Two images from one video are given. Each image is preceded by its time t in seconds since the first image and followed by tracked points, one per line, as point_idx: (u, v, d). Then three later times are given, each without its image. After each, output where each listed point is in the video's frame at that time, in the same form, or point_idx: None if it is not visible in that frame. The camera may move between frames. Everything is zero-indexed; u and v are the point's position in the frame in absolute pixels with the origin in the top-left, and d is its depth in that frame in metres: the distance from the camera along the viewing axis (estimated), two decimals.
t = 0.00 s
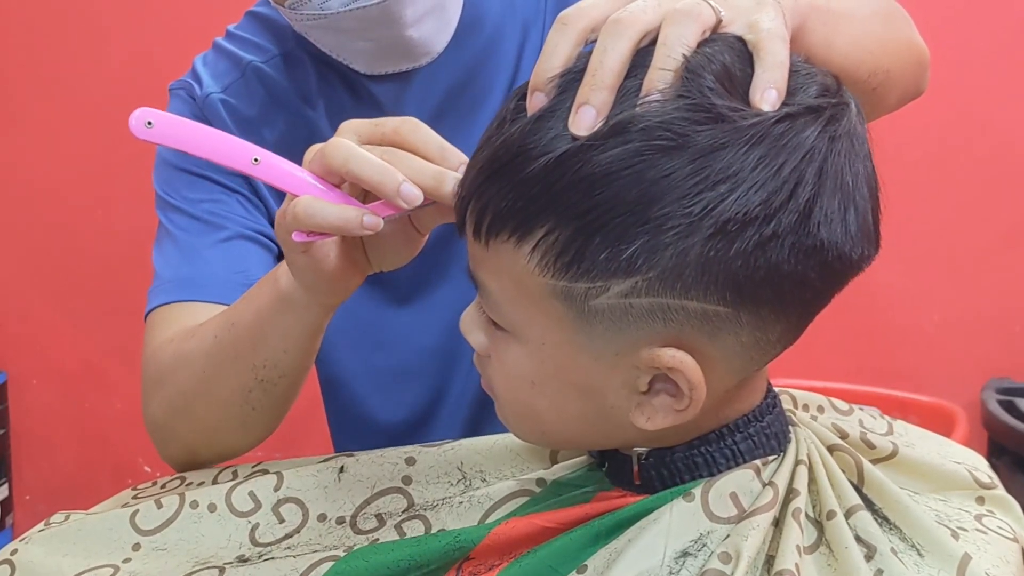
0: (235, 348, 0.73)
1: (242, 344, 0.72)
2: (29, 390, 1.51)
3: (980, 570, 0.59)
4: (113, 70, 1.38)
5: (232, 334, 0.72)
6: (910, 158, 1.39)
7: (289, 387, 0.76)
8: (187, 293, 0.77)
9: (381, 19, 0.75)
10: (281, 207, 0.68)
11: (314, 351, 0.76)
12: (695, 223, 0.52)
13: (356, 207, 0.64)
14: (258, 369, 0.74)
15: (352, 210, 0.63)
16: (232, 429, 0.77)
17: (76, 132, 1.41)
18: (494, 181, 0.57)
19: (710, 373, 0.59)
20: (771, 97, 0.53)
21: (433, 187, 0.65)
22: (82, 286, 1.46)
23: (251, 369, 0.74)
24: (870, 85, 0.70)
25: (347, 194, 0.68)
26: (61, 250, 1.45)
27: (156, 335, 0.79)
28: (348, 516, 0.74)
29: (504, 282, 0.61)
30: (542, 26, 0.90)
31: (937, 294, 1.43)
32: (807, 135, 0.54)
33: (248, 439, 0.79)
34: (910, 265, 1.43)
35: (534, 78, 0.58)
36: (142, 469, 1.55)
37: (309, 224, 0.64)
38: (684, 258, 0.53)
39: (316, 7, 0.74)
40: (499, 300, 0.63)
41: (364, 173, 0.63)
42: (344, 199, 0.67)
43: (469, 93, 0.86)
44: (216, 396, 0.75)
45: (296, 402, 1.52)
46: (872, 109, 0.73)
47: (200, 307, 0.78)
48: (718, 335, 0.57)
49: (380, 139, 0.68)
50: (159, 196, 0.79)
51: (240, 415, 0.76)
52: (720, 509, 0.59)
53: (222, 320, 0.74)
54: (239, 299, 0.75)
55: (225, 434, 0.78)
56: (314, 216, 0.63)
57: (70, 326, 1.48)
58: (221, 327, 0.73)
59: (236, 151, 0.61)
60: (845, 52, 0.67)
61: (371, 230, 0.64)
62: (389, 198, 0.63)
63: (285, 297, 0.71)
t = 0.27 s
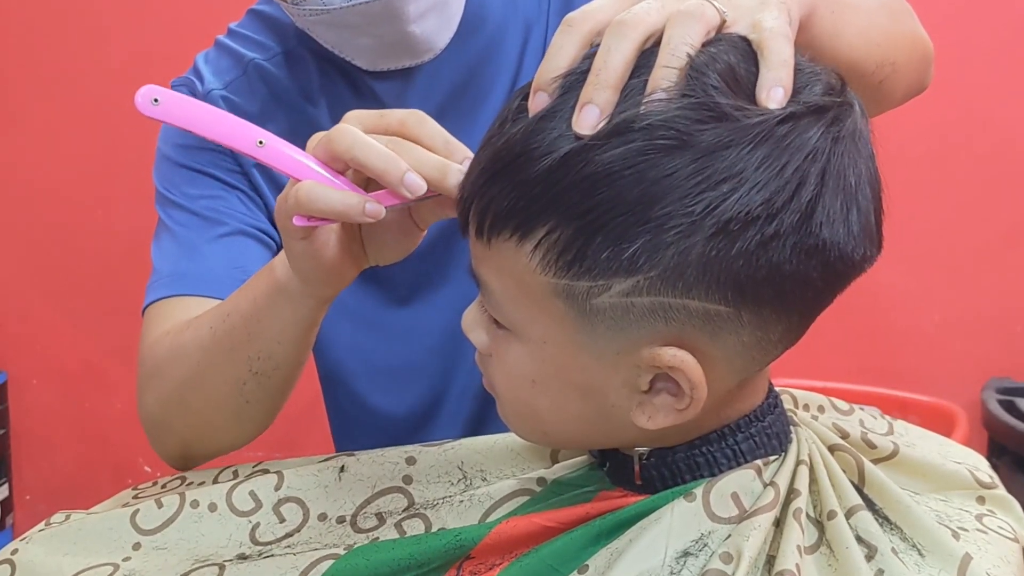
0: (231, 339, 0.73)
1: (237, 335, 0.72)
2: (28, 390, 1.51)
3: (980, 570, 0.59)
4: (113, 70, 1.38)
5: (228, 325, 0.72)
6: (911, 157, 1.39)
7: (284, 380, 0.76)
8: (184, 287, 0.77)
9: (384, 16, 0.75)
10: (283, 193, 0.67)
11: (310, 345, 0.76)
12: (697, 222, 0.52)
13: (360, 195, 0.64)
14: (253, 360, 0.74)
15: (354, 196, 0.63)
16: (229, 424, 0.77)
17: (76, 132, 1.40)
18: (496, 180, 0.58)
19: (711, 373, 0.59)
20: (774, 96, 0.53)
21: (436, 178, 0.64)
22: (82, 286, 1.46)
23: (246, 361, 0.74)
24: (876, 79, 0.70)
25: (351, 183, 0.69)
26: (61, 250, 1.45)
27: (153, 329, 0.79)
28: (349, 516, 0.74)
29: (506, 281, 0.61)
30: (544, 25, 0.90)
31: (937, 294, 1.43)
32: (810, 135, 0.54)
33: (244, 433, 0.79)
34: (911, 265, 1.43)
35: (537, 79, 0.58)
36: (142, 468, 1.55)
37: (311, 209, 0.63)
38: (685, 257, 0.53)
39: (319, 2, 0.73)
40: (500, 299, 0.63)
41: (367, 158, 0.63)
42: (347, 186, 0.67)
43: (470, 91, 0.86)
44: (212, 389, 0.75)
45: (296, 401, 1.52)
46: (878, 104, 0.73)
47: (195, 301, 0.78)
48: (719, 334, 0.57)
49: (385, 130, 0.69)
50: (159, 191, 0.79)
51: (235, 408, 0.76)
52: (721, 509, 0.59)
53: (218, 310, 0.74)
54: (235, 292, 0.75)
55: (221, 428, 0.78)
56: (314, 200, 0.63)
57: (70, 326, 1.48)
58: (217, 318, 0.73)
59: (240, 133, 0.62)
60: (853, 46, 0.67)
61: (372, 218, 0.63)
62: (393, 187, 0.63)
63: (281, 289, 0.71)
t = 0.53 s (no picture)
0: (228, 331, 0.72)
1: (233, 329, 0.72)
2: (29, 390, 1.51)
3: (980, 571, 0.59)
4: (113, 69, 1.38)
5: (226, 317, 0.72)
6: (911, 157, 1.39)
7: (281, 375, 0.75)
8: (181, 282, 0.77)
9: (386, 13, 0.75)
10: (285, 185, 0.67)
11: (308, 341, 0.75)
12: (695, 223, 0.52)
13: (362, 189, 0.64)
14: (250, 354, 0.73)
15: (356, 191, 0.63)
16: (230, 421, 0.77)
17: (76, 132, 1.41)
18: (494, 180, 0.58)
19: (710, 374, 0.59)
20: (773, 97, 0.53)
21: (437, 177, 0.65)
22: (82, 286, 1.46)
23: (243, 354, 0.73)
24: (876, 82, 0.70)
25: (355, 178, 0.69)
26: (62, 250, 1.45)
27: (149, 324, 0.78)
28: (349, 517, 0.74)
29: (504, 282, 0.61)
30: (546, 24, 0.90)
31: (936, 294, 1.43)
32: (809, 137, 0.54)
33: (239, 428, 0.78)
34: (911, 265, 1.43)
35: (536, 78, 0.58)
36: (142, 468, 1.55)
37: (313, 199, 0.64)
38: (683, 258, 0.53)
39: None
40: (499, 299, 0.63)
41: (370, 154, 0.63)
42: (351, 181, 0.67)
43: (470, 92, 0.86)
44: (208, 383, 0.75)
45: (296, 401, 1.52)
46: (877, 108, 0.73)
47: (192, 297, 0.77)
48: (718, 336, 0.57)
49: (393, 128, 0.69)
50: (158, 187, 0.79)
51: (231, 403, 0.76)
52: (720, 510, 0.59)
53: (217, 304, 0.74)
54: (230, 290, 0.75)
55: (216, 423, 0.77)
56: (314, 192, 0.63)
57: (70, 326, 1.48)
58: (216, 311, 0.73)
59: (249, 124, 0.62)
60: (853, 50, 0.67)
61: (373, 214, 0.63)
62: (395, 183, 0.63)
63: (279, 283, 0.71)
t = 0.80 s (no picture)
0: (229, 330, 0.72)
1: (234, 328, 0.72)
2: (28, 390, 1.51)
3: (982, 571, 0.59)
4: (113, 69, 1.38)
5: (228, 316, 0.72)
6: (911, 157, 1.39)
7: (280, 375, 0.75)
8: (181, 282, 0.77)
9: (388, 12, 0.75)
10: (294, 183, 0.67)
11: (308, 340, 0.75)
12: (698, 223, 0.52)
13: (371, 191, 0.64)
14: (250, 353, 0.73)
15: (365, 192, 0.63)
16: (230, 420, 0.77)
17: (76, 132, 1.40)
18: (497, 179, 0.57)
19: (712, 375, 0.59)
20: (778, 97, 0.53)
21: (444, 178, 0.65)
22: (81, 286, 1.46)
23: (243, 353, 0.73)
24: (880, 82, 0.70)
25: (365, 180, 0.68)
26: (61, 250, 1.45)
27: (148, 323, 0.78)
28: (349, 517, 0.74)
29: (506, 280, 0.61)
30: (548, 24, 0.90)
31: (936, 294, 1.43)
32: (813, 137, 0.54)
33: (236, 428, 0.78)
34: (911, 265, 1.43)
35: (540, 77, 0.58)
36: (142, 468, 1.55)
37: (322, 199, 0.63)
38: (686, 257, 0.53)
39: None
40: (501, 298, 0.63)
41: (382, 155, 0.63)
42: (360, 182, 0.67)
43: (471, 93, 0.86)
44: (206, 382, 0.75)
45: (296, 401, 1.52)
46: (881, 108, 0.73)
47: (191, 297, 0.77)
48: (720, 336, 0.57)
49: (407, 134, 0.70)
50: (157, 186, 0.79)
51: (230, 402, 0.75)
52: (721, 511, 0.59)
53: (219, 304, 0.74)
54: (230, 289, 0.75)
55: (215, 422, 0.77)
56: (325, 190, 0.63)
57: (70, 326, 1.48)
58: (218, 310, 0.73)
59: (266, 118, 0.62)
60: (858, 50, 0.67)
61: (382, 217, 0.64)
62: (403, 184, 0.64)
63: (280, 283, 0.71)
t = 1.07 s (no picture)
0: (226, 325, 0.72)
1: (232, 323, 0.72)
2: (28, 390, 1.51)
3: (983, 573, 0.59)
4: (113, 69, 1.38)
5: (225, 311, 0.72)
6: (911, 157, 1.39)
7: (277, 372, 0.75)
8: (178, 280, 0.76)
9: (391, 13, 0.75)
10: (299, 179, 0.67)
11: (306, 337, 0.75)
12: (699, 223, 0.52)
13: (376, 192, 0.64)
14: (247, 349, 0.73)
15: (370, 192, 0.63)
16: (230, 420, 0.77)
17: (76, 132, 1.40)
18: (498, 179, 0.57)
19: (713, 376, 0.59)
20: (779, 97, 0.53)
21: (448, 178, 0.65)
22: (81, 285, 1.46)
23: (240, 348, 0.73)
24: (882, 83, 0.70)
25: (371, 180, 0.68)
26: (61, 250, 1.45)
27: (142, 321, 0.78)
28: (349, 517, 0.74)
29: (507, 280, 0.61)
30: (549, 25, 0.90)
31: (936, 294, 1.43)
32: (815, 138, 0.53)
33: (232, 425, 0.78)
34: (911, 265, 1.43)
35: (541, 77, 0.58)
36: (142, 468, 1.55)
37: (327, 196, 0.63)
38: (687, 258, 0.53)
39: None
40: (501, 298, 0.63)
41: (387, 155, 0.63)
42: (366, 183, 0.67)
43: (471, 93, 0.86)
44: (202, 378, 0.74)
45: (296, 400, 1.52)
46: (883, 108, 0.73)
47: (186, 295, 0.76)
48: (722, 337, 0.57)
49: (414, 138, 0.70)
50: (155, 185, 0.79)
51: (225, 398, 0.75)
52: (722, 513, 0.59)
53: (216, 300, 0.73)
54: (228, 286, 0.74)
55: (209, 419, 0.77)
56: (330, 189, 0.63)
57: (70, 325, 1.48)
58: (215, 305, 0.73)
59: (276, 113, 0.62)
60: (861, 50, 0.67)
61: (385, 218, 0.63)
62: (408, 184, 0.63)
63: (279, 282, 0.71)
